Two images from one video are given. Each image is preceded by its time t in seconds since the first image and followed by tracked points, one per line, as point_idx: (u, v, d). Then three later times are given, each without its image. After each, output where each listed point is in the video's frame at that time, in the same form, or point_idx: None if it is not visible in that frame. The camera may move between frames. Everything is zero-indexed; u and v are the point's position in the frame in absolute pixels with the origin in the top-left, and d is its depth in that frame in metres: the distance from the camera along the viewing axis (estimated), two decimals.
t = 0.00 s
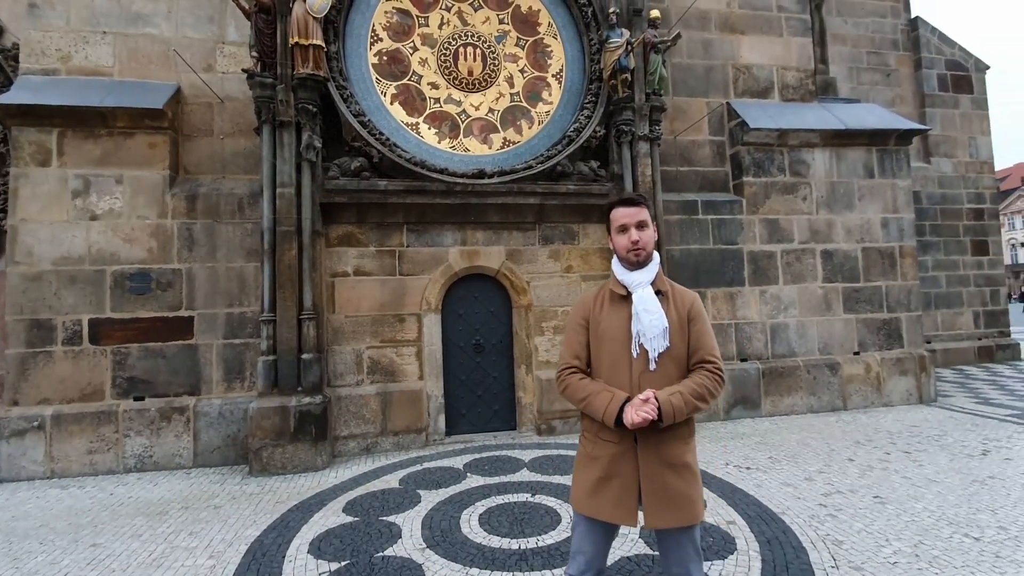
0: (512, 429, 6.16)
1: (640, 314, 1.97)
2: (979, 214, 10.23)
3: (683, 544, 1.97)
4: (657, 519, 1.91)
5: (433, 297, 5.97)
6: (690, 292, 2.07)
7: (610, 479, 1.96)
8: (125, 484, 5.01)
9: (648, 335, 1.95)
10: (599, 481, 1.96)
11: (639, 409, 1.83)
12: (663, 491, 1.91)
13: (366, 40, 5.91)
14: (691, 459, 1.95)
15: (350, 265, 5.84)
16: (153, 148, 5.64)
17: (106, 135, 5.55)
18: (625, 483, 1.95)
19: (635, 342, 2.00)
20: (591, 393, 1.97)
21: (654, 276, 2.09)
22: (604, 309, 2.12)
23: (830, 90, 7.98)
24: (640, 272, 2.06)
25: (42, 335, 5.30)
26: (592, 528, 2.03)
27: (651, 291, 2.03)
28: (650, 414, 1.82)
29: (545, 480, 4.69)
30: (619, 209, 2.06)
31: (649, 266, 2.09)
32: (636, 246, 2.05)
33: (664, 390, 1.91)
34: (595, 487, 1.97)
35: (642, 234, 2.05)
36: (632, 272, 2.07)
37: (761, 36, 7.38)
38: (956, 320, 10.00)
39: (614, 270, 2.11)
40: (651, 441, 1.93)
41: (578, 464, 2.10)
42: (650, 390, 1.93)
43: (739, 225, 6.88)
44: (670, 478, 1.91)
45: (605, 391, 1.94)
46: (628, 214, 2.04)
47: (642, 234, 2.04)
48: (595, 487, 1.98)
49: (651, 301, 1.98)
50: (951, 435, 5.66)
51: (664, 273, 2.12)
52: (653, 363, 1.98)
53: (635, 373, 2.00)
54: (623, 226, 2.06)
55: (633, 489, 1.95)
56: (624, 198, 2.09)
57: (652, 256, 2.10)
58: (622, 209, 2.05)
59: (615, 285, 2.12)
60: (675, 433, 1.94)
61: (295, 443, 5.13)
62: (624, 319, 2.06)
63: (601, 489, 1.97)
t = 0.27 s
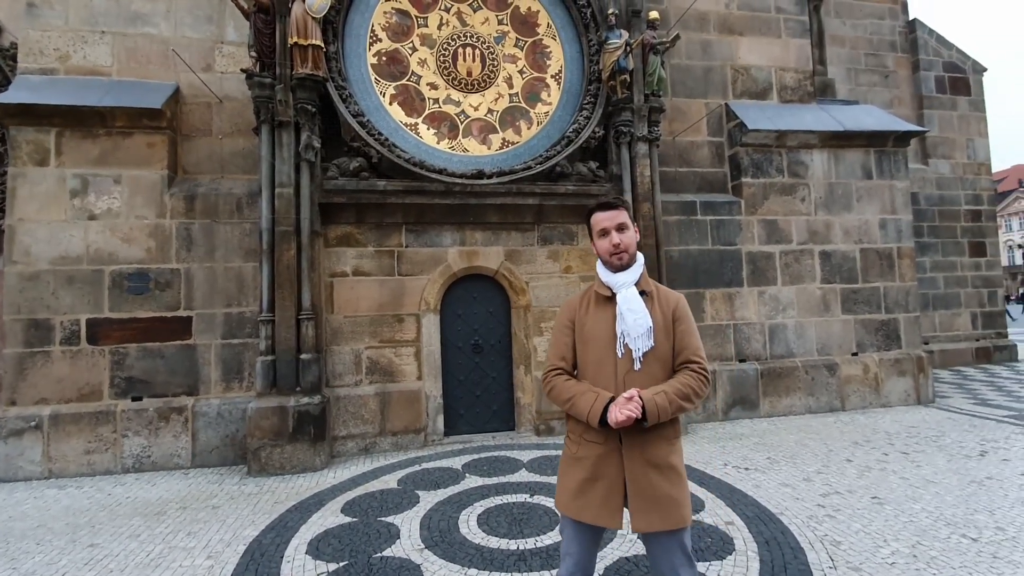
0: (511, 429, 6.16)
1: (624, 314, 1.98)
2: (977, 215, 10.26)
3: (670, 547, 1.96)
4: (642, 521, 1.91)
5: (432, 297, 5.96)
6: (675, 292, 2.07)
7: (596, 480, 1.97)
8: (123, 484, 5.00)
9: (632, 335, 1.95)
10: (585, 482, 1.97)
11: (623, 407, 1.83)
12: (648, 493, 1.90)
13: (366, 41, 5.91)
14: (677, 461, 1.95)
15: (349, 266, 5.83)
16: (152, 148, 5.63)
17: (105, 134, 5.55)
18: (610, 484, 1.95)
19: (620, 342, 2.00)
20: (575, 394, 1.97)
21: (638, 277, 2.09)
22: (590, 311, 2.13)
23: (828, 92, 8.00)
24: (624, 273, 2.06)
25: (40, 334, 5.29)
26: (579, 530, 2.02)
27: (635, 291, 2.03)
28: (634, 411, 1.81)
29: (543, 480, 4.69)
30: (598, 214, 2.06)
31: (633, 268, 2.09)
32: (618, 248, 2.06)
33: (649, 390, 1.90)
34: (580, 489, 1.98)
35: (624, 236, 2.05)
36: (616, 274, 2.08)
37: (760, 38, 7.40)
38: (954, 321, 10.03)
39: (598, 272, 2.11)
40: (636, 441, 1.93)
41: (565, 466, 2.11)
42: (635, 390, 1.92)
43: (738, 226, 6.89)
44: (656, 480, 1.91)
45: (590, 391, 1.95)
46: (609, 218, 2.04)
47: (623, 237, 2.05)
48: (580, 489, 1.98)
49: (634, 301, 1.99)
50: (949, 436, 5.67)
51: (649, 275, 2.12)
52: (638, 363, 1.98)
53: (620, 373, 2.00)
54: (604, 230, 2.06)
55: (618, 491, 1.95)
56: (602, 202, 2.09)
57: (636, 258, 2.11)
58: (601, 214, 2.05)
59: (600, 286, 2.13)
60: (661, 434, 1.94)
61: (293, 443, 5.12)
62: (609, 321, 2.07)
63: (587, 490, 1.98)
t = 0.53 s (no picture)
0: (509, 430, 6.16)
1: (614, 315, 1.98)
2: (974, 216, 10.28)
3: (662, 548, 1.96)
4: (634, 521, 1.91)
5: (431, 298, 5.96)
6: (665, 292, 2.08)
7: (588, 481, 1.97)
8: (121, 484, 4.99)
9: (622, 335, 1.96)
10: (577, 483, 1.97)
11: (612, 405, 1.83)
12: (640, 493, 1.91)
13: (365, 41, 5.91)
14: (669, 461, 1.95)
15: (347, 266, 5.83)
16: (151, 147, 5.62)
17: (104, 133, 5.54)
18: (602, 485, 1.95)
19: (610, 342, 2.01)
20: (566, 394, 1.97)
21: (629, 278, 2.10)
22: (580, 312, 2.14)
23: (826, 93, 8.01)
24: (615, 274, 2.07)
25: (37, 334, 5.27)
26: (572, 532, 2.02)
27: (625, 291, 2.04)
28: (623, 410, 1.82)
29: (542, 481, 4.69)
30: (591, 214, 2.07)
31: (623, 269, 2.10)
32: (609, 249, 2.07)
33: (639, 389, 1.90)
34: (573, 490, 1.98)
35: (615, 237, 2.07)
36: (607, 274, 2.08)
37: (758, 39, 7.41)
38: (951, 322, 10.05)
39: (588, 273, 2.12)
40: (627, 441, 1.93)
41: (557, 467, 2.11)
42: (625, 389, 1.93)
43: (737, 227, 6.90)
44: (647, 479, 1.91)
45: (580, 391, 1.95)
46: (600, 219, 2.05)
47: (615, 238, 2.06)
48: (572, 490, 1.99)
49: (624, 302, 1.99)
50: (946, 437, 5.68)
51: (640, 276, 2.13)
52: (628, 363, 1.98)
53: (611, 374, 2.00)
54: (595, 231, 2.07)
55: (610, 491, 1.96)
56: (595, 204, 2.10)
57: (626, 259, 2.12)
58: (594, 214, 2.06)
59: (590, 287, 2.13)
60: (652, 434, 1.94)
61: (292, 443, 5.12)
62: (600, 321, 2.07)
63: (579, 491, 1.98)
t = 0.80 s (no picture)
0: (508, 429, 6.16)
1: (612, 315, 1.98)
2: (973, 217, 10.30)
3: (662, 548, 1.96)
4: (633, 522, 1.91)
5: (430, 297, 5.96)
6: (662, 291, 2.08)
7: (586, 483, 1.97)
8: (119, 484, 4.98)
9: (620, 336, 1.96)
10: (575, 485, 1.97)
11: (611, 408, 1.83)
12: (639, 494, 1.91)
13: (365, 40, 5.91)
14: (667, 461, 1.95)
15: (346, 265, 5.82)
16: (149, 146, 5.61)
17: (102, 132, 5.53)
18: (600, 486, 1.95)
19: (608, 343, 2.01)
20: (564, 395, 1.97)
21: (626, 278, 2.10)
22: (577, 312, 2.13)
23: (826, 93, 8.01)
24: (612, 273, 2.07)
25: (35, 333, 5.26)
26: (571, 533, 2.02)
27: (623, 291, 2.04)
28: (622, 412, 1.82)
29: (540, 480, 4.69)
30: (589, 214, 2.07)
31: (620, 268, 2.10)
32: (607, 249, 2.07)
33: (638, 390, 1.90)
34: (571, 492, 1.98)
35: (613, 237, 2.07)
36: (604, 274, 2.08)
37: (758, 39, 7.42)
38: (950, 323, 10.07)
39: (586, 273, 2.12)
40: (626, 442, 1.93)
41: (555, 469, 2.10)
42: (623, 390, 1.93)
43: (735, 227, 6.90)
44: (646, 480, 1.91)
45: (579, 393, 1.95)
46: (598, 219, 2.05)
47: (613, 237, 2.06)
48: (571, 491, 1.98)
49: (622, 302, 1.99)
50: (944, 437, 5.69)
51: (637, 275, 2.13)
52: (626, 363, 1.98)
53: (609, 374, 2.00)
54: (593, 231, 2.07)
55: (609, 493, 1.95)
56: (593, 203, 2.10)
57: (623, 258, 2.12)
58: (593, 214, 2.06)
59: (588, 287, 2.13)
60: (650, 434, 1.94)
61: (290, 443, 5.11)
62: (597, 322, 2.07)
63: (577, 493, 1.98)
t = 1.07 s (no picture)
0: (507, 429, 6.16)
1: (613, 315, 1.98)
2: (972, 218, 10.31)
3: (663, 547, 1.96)
4: (635, 522, 1.91)
5: (429, 297, 5.96)
6: (663, 291, 2.08)
7: (587, 483, 1.96)
8: (117, 483, 4.97)
9: (621, 336, 1.95)
10: (576, 485, 1.96)
11: (611, 404, 1.81)
12: (640, 493, 1.91)
13: (364, 39, 5.90)
14: (668, 461, 1.95)
15: (345, 265, 5.82)
16: (148, 145, 5.60)
17: (100, 131, 5.52)
18: (602, 486, 1.95)
19: (608, 343, 2.00)
20: (565, 395, 1.97)
21: (627, 277, 2.10)
22: (578, 312, 2.13)
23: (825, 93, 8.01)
24: (612, 273, 2.07)
25: (33, 332, 5.25)
26: (571, 534, 2.02)
27: (623, 291, 2.04)
28: (623, 409, 1.80)
29: (539, 480, 4.69)
30: (590, 214, 2.06)
31: (621, 268, 2.10)
32: (607, 249, 2.06)
33: (640, 390, 1.90)
34: (572, 491, 1.97)
35: (614, 237, 2.06)
36: (605, 274, 2.08)
37: (757, 40, 7.42)
38: (948, 323, 10.08)
39: (586, 272, 2.12)
40: (627, 442, 1.93)
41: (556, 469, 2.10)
42: (625, 389, 1.92)
43: (735, 227, 6.90)
44: (647, 479, 1.91)
45: (580, 392, 1.94)
46: (598, 218, 2.04)
47: (613, 237, 2.06)
48: (572, 491, 1.98)
49: (623, 302, 1.99)
50: (943, 437, 5.69)
51: (637, 275, 2.13)
52: (627, 363, 1.98)
53: (610, 373, 2.00)
54: (594, 231, 2.07)
55: (610, 492, 1.95)
56: (593, 203, 2.09)
57: (623, 258, 2.12)
58: (593, 213, 2.05)
59: (588, 286, 2.13)
60: (651, 434, 1.94)
61: (289, 442, 5.11)
62: (598, 321, 2.06)
63: (578, 493, 1.97)
